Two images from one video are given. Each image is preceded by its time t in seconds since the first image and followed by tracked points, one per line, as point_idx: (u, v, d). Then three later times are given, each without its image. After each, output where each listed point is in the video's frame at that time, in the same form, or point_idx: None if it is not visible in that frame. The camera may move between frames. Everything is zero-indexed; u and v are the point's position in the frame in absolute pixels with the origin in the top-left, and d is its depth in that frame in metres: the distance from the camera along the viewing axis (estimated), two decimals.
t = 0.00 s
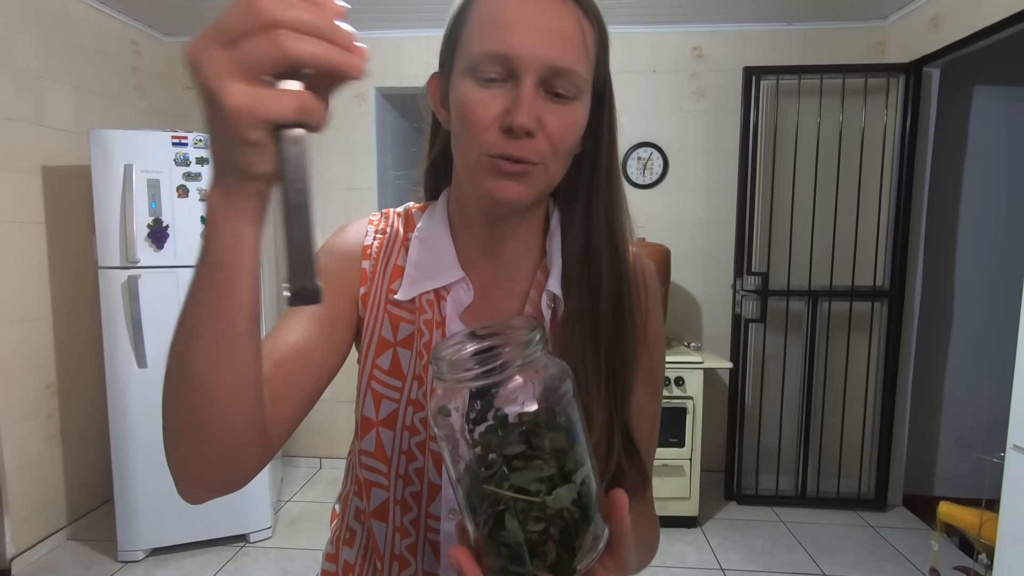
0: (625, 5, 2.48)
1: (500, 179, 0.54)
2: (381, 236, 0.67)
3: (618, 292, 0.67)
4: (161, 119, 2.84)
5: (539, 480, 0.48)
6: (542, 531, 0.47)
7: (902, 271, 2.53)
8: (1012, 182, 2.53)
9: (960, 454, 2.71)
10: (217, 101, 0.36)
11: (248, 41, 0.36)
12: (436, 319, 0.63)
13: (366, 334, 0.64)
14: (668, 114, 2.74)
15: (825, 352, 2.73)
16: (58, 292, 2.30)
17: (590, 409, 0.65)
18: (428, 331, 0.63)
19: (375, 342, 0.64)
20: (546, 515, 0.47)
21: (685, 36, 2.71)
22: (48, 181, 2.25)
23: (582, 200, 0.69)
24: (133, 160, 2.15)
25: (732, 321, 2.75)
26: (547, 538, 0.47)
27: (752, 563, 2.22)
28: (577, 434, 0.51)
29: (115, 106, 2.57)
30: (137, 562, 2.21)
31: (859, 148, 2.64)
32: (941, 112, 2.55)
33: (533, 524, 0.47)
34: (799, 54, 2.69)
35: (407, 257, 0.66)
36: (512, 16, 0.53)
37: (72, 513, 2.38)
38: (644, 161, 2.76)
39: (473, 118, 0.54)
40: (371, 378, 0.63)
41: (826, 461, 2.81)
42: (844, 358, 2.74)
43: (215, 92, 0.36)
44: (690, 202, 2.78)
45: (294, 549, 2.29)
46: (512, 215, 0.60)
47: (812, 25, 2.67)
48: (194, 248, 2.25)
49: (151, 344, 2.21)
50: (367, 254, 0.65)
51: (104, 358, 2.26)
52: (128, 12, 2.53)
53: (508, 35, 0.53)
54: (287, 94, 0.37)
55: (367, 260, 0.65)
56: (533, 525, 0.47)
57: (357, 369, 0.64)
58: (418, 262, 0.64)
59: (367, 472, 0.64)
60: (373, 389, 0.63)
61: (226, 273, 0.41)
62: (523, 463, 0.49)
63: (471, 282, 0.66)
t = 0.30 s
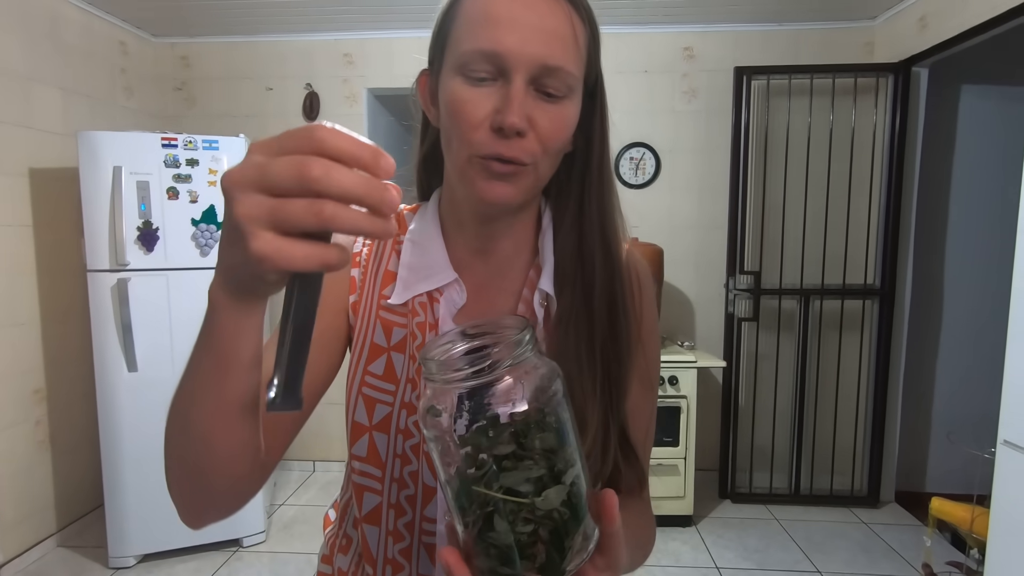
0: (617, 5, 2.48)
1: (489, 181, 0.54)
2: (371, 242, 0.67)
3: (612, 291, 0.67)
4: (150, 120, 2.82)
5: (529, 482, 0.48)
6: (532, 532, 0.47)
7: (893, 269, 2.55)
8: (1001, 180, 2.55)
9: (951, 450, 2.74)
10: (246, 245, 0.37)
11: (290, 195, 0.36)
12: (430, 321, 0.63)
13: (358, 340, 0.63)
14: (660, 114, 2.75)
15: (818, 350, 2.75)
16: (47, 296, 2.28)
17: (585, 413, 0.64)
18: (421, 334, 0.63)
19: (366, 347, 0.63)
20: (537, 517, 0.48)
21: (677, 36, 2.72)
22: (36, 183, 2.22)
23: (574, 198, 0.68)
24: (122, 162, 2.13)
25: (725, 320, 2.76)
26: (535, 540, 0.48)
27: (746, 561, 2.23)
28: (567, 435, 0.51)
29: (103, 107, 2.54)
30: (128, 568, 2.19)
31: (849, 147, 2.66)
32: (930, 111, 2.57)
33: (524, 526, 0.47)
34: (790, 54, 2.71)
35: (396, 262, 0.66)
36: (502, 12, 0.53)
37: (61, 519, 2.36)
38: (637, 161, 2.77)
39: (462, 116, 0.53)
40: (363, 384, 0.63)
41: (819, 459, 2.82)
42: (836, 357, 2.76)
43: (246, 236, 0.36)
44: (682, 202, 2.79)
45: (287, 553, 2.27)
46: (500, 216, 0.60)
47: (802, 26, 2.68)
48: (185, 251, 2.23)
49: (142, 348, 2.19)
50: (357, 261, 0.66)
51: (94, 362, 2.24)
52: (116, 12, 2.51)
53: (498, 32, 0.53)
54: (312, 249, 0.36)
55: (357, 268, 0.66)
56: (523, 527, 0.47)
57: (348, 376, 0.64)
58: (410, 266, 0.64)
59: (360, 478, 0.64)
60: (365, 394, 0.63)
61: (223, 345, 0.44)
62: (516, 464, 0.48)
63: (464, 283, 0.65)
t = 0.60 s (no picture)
0: (607, 4, 2.48)
1: (494, 188, 0.54)
2: (352, 248, 0.67)
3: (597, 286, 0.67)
4: (138, 123, 2.79)
5: (618, 476, 0.40)
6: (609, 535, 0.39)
7: (883, 266, 2.57)
8: (989, 176, 2.58)
9: (943, 444, 2.76)
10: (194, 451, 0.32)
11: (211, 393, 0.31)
12: (419, 327, 0.63)
13: (343, 350, 0.63)
14: (652, 113, 2.75)
15: (810, 346, 2.76)
16: (35, 301, 2.25)
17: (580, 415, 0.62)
18: (410, 340, 0.62)
19: (353, 356, 0.63)
20: (618, 518, 0.39)
21: (667, 35, 2.72)
22: (23, 188, 2.20)
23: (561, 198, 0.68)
24: (110, 166, 2.10)
25: (718, 318, 2.77)
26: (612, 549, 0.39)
27: (742, 557, 2.23)
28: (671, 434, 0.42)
29: (91, 110, 2.52)
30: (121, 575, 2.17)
31: (839, 145, 2.67)
32: (918, 108, 2.59)
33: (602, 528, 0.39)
34: (779, 52, 2.72)
35: (381, 267, 0.66)
36: (503, 13, 0.52)
37: (52, 527, 2.33)
38: (628, 160, 2.77)
39: (468, 121, 0.54)
40: (351, 395, 0.62)
41: (813, 454, 2.84)
42: (828, 353, 2.77)
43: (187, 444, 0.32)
44: (674, 200, 2.80)
45: (282, 558, 2.25)
46: (498, 219, 0.62)
47: (792, 24, 2.69)
48: (175, 254, 2.21)
49: (133, 353, 2.17)
50: (339, 270, 0.66)
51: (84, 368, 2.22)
52: (102, 14, 2.48)
53: (500, 35, 0.52)
54: (264, 425, 0.32)
55: (339, 278, 0.66)
56: (599, 528, 0.39)
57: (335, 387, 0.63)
58: (399, 271, 0.65)
59: (351, 490, 0.63)
60: (353, 405, 0.62)
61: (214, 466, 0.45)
62: (605, 451, 0.40)
63: (454, 289, 0.66)
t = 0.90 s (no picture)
0: None
1: (470, 176, 0.53)
2: (333, 245, 0.67)
3: (586, 274, 0.64)
4: (125, 118, 2.76)
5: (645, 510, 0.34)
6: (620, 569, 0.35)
7: (875, 254, 2.58)
8: (979, 164, 2.59)
9: (934, 430, 2.79)
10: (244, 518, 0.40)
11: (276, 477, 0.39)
12: (403, 321, 0.62)
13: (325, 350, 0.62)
14: (644, 104, 2.74)
15: (803, 335, 2.77)
16: (23, 301, 2.23)
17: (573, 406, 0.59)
18: (394, 335, 0.62)
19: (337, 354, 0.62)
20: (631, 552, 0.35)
21: (658, 25, 2.71)
22: (8, 185, 2.17)
23: (546, 186, 0.68)
24: (97, 162, 2.08)
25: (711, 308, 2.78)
26: None
27: (736, 545, 2.25)
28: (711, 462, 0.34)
29: (77, 106, 2.48)
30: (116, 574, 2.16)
31: (830, 135, 2.68)
32: (909, 96, 2.59)
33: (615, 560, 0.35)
34: (771, 42, 2.71)
35: (363, 263, 0.66)
36: None
37: (45, 527, 2.31)
38: (621, 151, 2.76)
39: (441, 107, 0.53)
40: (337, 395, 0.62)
41: (806, 442, 2.86)
42: (821, 342, 2.79)
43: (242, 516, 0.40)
44: (667, 191, 2.80)
45: (279, 553, 2.25)
46: (481, 210, 0.61)
47: (783, 13, 2.69)
48: (165, 251, 2.19)
49: (124, 350, 2.15)
50: (320, 269, 0.65)
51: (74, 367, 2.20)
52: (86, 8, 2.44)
53: (474, 18, 0.52)
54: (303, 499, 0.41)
55: (319, 277, 0.65)
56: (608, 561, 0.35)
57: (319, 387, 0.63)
58: (383, 265, 0.64)
59: (340, 490, 0.63)
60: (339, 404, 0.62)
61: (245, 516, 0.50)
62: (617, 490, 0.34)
63: (438, 281, 0.65)
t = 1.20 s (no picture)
0: None
1: (450, 165, 0.53)
2: (318, 233, 0.66)
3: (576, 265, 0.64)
4: (109, 116, 2.71)
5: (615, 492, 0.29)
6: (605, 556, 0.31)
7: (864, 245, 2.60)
8: (965, 155, 2.61)
9: (924, 418, 2.82)
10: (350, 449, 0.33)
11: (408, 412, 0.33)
12: (390, 308, 0.62)
13: (310, 337, 0.61)
14: (633, 97, 2.74)
15: (794, 326, 2.79)
16: (8, 303, 2.19)
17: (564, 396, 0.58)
18: (382, 322, 0.61)
19: (321, 344, 0.61)
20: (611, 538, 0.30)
21: (647, 18, 2.71)
22: None
23: (534, 170, 0.68)
24: (82, 160, 2.05)
25: (702, 300, 2.79)
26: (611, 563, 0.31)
27: (730, 535, 2.27)
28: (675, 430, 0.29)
29: (60, 105, 2.44)
30: None
31: (819, 127, 2.69)
32: (896, 88, 2.61)
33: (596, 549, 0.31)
34: (759, 35, 2.72)
35: (348, 250, 0.65)
36: None
37: (35, 531, 2.28)
38: (612, 146, 2.76)
39: (420, 94, 0.53)
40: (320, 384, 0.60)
41: (798, 432, 2.88)
42: (812, 333, 2.80)
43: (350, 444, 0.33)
44: (658, 185, 2.80)
45: (273, 553, 2.24)
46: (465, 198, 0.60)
47: (770, 5, 2.69)
48: (153, 250, 2.16)
49: (112, 351, 2.12)
50: (307, 256, 0.64)
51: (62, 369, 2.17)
52: (67, 4, 2.40)
53: (452, 4, 0.51)
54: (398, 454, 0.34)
55: (306, 263, 0.64)
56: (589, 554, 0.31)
57: (303, 376, 0.61)
58: (369, 251, 0.64)
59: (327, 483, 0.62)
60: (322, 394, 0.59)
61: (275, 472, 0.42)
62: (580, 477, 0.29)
63: (425, 267, 0.64)
